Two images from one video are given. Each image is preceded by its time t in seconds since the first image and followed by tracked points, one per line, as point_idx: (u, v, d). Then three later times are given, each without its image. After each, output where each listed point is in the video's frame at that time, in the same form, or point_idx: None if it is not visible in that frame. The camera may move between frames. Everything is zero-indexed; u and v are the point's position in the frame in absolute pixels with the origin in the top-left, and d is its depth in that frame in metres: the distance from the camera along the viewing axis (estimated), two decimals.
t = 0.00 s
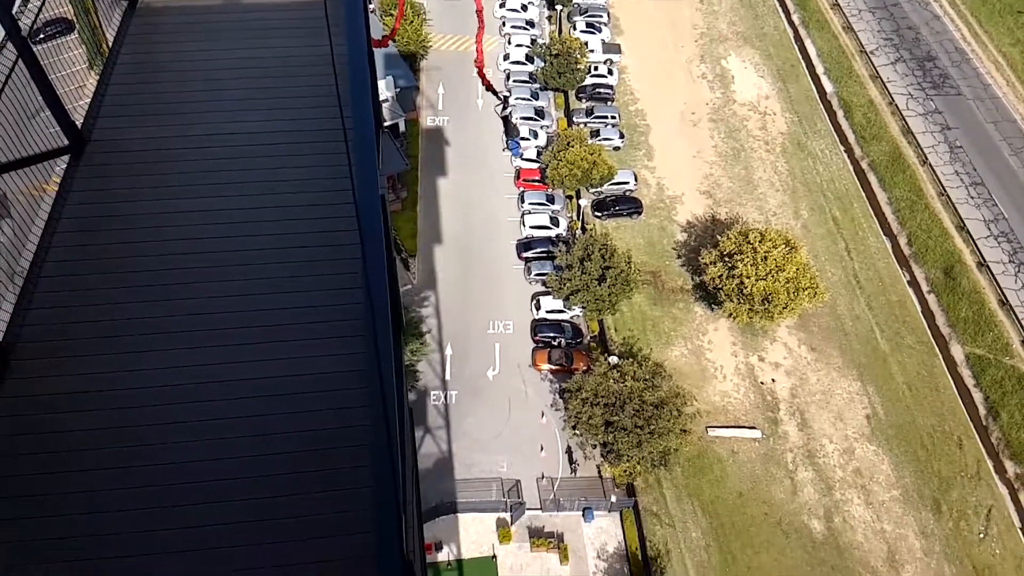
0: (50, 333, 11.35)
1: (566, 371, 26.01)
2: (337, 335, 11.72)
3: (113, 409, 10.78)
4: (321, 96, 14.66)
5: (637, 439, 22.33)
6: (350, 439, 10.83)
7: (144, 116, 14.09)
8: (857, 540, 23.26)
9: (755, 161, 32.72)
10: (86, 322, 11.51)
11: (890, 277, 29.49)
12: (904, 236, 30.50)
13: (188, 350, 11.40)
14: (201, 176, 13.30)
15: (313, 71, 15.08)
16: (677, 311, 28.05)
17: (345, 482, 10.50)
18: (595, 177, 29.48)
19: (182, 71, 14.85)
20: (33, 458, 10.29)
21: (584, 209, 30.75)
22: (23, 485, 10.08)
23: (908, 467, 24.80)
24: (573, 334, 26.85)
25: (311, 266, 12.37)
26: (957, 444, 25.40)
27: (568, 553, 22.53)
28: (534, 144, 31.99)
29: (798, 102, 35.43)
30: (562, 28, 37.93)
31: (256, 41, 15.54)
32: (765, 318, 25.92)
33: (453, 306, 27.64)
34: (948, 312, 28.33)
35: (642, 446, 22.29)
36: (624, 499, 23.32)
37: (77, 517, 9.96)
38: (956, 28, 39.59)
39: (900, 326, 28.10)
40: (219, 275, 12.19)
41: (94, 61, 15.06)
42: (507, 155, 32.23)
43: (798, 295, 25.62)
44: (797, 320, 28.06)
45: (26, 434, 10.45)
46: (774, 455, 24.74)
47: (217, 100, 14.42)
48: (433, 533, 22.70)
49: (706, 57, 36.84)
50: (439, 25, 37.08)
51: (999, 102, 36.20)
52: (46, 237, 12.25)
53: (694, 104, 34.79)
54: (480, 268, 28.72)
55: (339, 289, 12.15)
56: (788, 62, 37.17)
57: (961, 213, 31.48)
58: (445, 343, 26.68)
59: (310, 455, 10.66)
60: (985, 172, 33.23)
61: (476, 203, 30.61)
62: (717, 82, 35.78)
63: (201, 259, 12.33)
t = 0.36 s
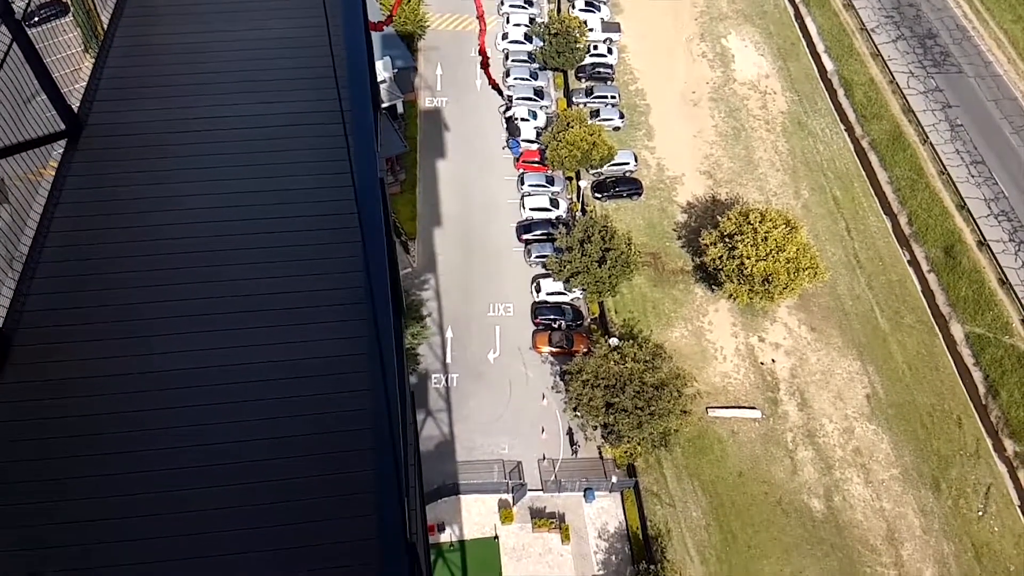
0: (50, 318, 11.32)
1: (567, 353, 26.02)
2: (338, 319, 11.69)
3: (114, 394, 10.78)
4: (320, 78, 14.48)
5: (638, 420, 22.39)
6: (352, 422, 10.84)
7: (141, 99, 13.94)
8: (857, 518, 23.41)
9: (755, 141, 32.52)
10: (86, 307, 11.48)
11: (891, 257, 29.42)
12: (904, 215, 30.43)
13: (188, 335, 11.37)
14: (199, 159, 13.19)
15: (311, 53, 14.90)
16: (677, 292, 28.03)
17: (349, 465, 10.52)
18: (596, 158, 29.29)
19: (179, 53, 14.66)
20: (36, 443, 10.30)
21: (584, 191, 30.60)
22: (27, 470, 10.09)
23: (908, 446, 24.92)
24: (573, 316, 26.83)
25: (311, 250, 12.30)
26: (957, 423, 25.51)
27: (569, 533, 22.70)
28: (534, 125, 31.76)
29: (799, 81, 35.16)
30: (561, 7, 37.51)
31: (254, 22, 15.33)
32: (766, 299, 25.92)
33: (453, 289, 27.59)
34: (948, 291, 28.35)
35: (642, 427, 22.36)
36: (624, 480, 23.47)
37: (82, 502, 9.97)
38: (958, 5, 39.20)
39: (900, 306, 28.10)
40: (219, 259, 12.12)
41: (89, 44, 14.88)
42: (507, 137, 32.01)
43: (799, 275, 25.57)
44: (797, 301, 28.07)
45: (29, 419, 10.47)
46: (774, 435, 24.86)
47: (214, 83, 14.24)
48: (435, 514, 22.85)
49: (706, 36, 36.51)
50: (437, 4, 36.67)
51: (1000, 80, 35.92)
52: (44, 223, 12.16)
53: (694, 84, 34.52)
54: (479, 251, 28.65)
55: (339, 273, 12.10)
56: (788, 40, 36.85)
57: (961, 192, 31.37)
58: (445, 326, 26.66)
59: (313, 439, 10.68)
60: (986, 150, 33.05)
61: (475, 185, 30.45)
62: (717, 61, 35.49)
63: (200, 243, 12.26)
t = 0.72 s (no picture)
0: (50, 314, 11.29)
1: (567, 347, 26.01)
2: (338, 313, 11.66)
3: (115, 389, 10.77)
4: (319, 71, 14.42)
5: (638, 413, 22.40)
6: (352, 416, 10.83)
7: (140, 93, 13.88)
8: (857, 510, 23.45)
9: (756, 132, 32.42)
10: (86, 302, 11.45)
11: (892, 249, 29.35)
12: (905, 207, 30.37)
13: (188, 329, 11.36)
14: (197, 153, 13.13)
15: (310, 46, 14.82)
16: (677, 285, 28.00)
17: (350, 458, 10.52)
18: (596, 150, 29.21)
19: (179, 47, 14.59)
20: (38, 438, 10.30)
21: (584, 183, 30.54)
22: (30, 465, 10.09)
23: (908, 438, 24.94)
24: (574, 309, 26.80)
25: (310, 244, 12.26)
26: (957, 415, 25.52)
27: (570, 526, 22.74)
28: (534, 118, 31.68)
29: (800, 72, 35.03)
30: None
31: (253, 15, 15.25)
32: (766, 292, 25.87)
33: (454, 283, 27.55)
34: (948, 283, 28.32)
35: (643, 420, 22.36)
36: (624, 472, 23.52)
37: (85, 497, 9.97)
38: None
39: (901, 298, 28.06)
40: (218, 253, 12.09)
41: (87, 38, 14.75)
42: (507, 129, 31.91)
43: (799, 267, 25.54)
44: (797, 293, 28.04)
45: (31, 414, 10.46)
46: (774, 427, 24.88)
47: (213, 76, 14.17)
48: (436, 507, 22.90)
49: (706, 28, 36.37)
50: None
51: (1001, 71, 35.76)
52: (43, 217, 12.12)
53: (694, 75, 34.40)
54: (479, 244, 28.60)
55: (339, 267, 12.07)
56: (789, 31, 36.71)
57: (962, 183, 31.30)
58: (446, 320, 26.64)
59: (312, 432, 10.68)
60: (987, 141, 32.95)
61: (476, 178, 30.38)
62: (717, 52, 35.35)
63: (200, 237, 12.22)
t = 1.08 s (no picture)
0: (50, 301, 11.28)
1: (567, 331, 26.02)
2: (337, 299, 11.64)
3: (117, 375, 10.78)
4: (317, 55, 14.31)
5: (638, 397, 22.46)
6: (353, 401, 10.86)
7: (137, 79, 13.78)
8: (857, 491, 23.59)
9: (756, 115, 32.25)
10: (86, 290, 11.44)
11: (893, 231, 29.30)
12: (905, 189, 30.30)
13: (189, 316, 11.35)
14: (196, 139, 13.05)
15: (308, 30, 14.70)
16: (678, 269, 27.97)
17: (353, 444, 10.55)
18: (596, 134, 29.06)
19: (175, 32, 14.49)
20: (41, 426, 10.32)
21: (584, 167, 30.41)
22: (34, 453, 10.12)
23: (908, 420, 25.04)
24: (574, 294, 26.76)
25: (308, 231, 12.21)
26: (957, 397, 25.60)
27: (571, 509, 22.85)
28: (533, 101, 31.67)
29: (800, 54, 34.82)
30: None
31: None
32: (766, 275, 25.86)
33: (453, 268, 27.50)
34: (948, 265, 28.31)
35: (643, 404, 22.43)
36: (625, 456, 23.63)
37: (88, 482, 10.01)
38: None
39: (901, 280, 28.06)
40: (218, 240, 12.05)
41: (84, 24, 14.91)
42: (506, 114, 31.73)
43: (799, 249, 25.52)
44: (797, 276, 28.05)
45: (34, 401, 10.49)
46: (774, 410, 24.97)
47: (211, 62, 14.07)
48: (439, 491, 23.02)
49: (706, 10, 36.12)
50: None
51: (1003, 51, 35.51)
52: (42, 206, 12.07)
53: (694, 58, 34.18)
54: (479, 229, 28.52)
55: (338, 255, 12.02)
56: (789, 13, 36.48)
57: (963, 164, 31.18)
58: (446, 306, 26.62)
59: (314, 418, 10.70)
60: (988, 123, 32.79)
61: (475, 164, 30.20)
62: (717, 34, 35.13)
63: (200, 224, 12.17)
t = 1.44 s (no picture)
0: (51, 294, 11.24)
1: (567, 318, 25.98)
2: (338, 289, 11.59)
3: (118, 367, 10.76)
4: (313, 42, 14.17)
5: (639, 382, 22.47)
6: (355, 390, 10.83)
7: (133, 69, 13.66)
8: (858, 474, 23.67)
9: (755, 98, 32.05)
10: (86, 282, 11.38)
11: (892, 214, 29.22)
12: (905, 171, 30.18)
13: (190, 307, 11.31)
14: (193, 129, 12.95)
15: (304, 17, 14.55)
16: (677, 254, 27.90)
17: (356, 432, 10.55)
18: (594, 119, 28.90)
19: (170, 21, 14.34)
20: (45, 418, 10.31)
21: (584, 153, 30.24)
22: (38, 445, 10.11)
23: (909, 402, 25.09)
24: (574, 281, 26.72)
25: (307, 221, 12.14)
26: (958, 379, 25.64)
27: (573, 495, 22.92)
28: (532, 87, 31.45)
29: (799, 36, 34.59)
30: None
31: None
32: (766, 259, 25.82)
33: (453, 256, 27.43)
34: (949, 247, 28.24)
35: (644, 389, 22.43)
36: (626, 442, 23.69)
37: (93, 473, 10.01)
38: None
39: (902, 263, 28.00)
40: (216, 230, 11.98)
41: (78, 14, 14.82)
42: (504, 100, 31.55)
43: (800, 233, 25.45)
44: (798, 260, 27.99)
45: (37, 394, 10.46)
46: (775, 394, 25.00)
47: (207, 50, 13.94)
48: (441, 479, 23.09)
49: None
50: None
51: (1003, 31, 35.24)
52: (40, 198, 11.99)
53: (692, 41, 33.92)
54: (478, 217, 28.42)
55: (338, 244, 11.95)
56: None
57: (963, 146, 31.03)
58: (446, 294, 26.58)
59: (316, 407, 10.69)
60: (988, 104, 32.61)
61: (473, 151, 30.04)
62: (715, 17, 34.86)
63: (198, 215, 12.10)
